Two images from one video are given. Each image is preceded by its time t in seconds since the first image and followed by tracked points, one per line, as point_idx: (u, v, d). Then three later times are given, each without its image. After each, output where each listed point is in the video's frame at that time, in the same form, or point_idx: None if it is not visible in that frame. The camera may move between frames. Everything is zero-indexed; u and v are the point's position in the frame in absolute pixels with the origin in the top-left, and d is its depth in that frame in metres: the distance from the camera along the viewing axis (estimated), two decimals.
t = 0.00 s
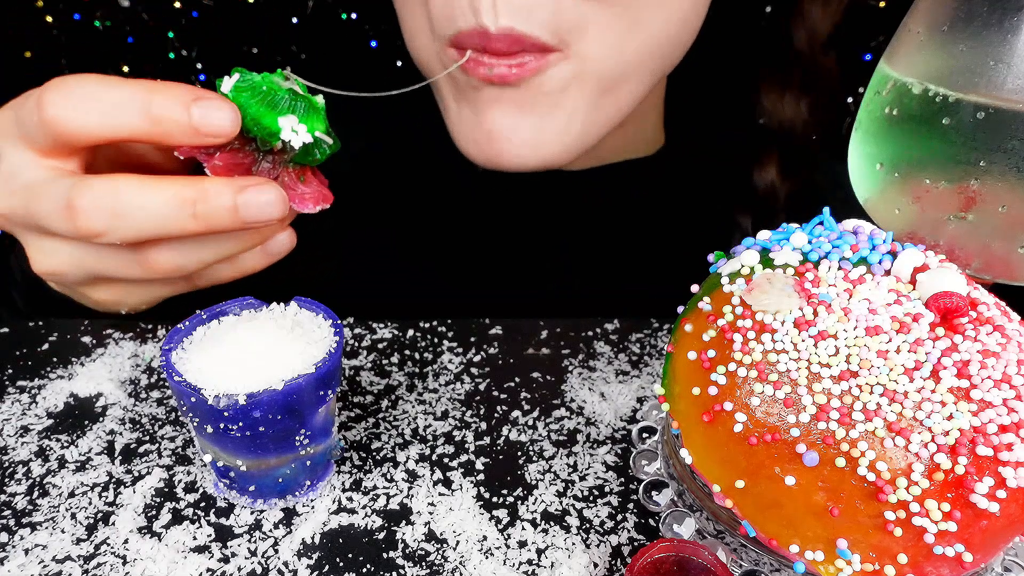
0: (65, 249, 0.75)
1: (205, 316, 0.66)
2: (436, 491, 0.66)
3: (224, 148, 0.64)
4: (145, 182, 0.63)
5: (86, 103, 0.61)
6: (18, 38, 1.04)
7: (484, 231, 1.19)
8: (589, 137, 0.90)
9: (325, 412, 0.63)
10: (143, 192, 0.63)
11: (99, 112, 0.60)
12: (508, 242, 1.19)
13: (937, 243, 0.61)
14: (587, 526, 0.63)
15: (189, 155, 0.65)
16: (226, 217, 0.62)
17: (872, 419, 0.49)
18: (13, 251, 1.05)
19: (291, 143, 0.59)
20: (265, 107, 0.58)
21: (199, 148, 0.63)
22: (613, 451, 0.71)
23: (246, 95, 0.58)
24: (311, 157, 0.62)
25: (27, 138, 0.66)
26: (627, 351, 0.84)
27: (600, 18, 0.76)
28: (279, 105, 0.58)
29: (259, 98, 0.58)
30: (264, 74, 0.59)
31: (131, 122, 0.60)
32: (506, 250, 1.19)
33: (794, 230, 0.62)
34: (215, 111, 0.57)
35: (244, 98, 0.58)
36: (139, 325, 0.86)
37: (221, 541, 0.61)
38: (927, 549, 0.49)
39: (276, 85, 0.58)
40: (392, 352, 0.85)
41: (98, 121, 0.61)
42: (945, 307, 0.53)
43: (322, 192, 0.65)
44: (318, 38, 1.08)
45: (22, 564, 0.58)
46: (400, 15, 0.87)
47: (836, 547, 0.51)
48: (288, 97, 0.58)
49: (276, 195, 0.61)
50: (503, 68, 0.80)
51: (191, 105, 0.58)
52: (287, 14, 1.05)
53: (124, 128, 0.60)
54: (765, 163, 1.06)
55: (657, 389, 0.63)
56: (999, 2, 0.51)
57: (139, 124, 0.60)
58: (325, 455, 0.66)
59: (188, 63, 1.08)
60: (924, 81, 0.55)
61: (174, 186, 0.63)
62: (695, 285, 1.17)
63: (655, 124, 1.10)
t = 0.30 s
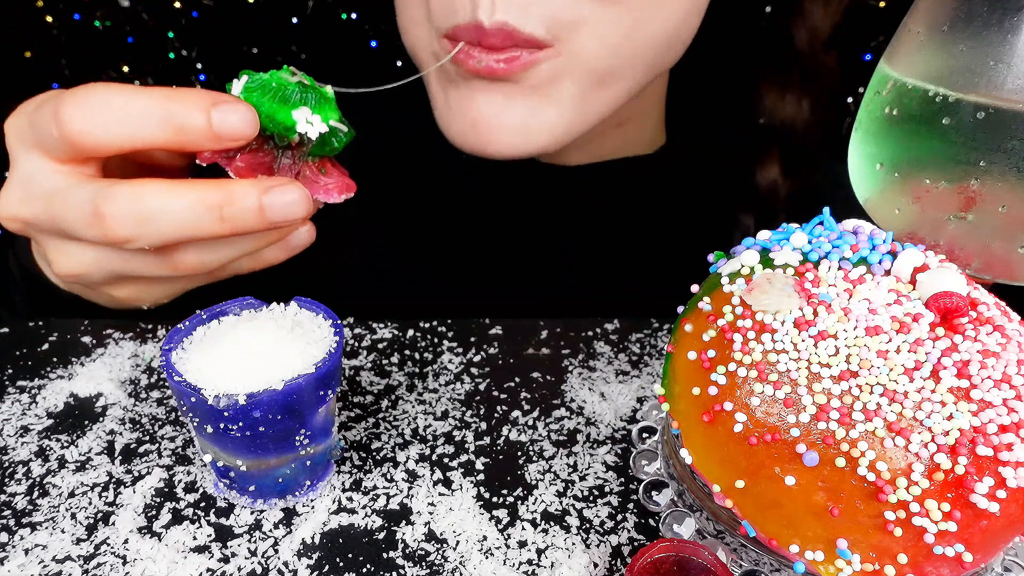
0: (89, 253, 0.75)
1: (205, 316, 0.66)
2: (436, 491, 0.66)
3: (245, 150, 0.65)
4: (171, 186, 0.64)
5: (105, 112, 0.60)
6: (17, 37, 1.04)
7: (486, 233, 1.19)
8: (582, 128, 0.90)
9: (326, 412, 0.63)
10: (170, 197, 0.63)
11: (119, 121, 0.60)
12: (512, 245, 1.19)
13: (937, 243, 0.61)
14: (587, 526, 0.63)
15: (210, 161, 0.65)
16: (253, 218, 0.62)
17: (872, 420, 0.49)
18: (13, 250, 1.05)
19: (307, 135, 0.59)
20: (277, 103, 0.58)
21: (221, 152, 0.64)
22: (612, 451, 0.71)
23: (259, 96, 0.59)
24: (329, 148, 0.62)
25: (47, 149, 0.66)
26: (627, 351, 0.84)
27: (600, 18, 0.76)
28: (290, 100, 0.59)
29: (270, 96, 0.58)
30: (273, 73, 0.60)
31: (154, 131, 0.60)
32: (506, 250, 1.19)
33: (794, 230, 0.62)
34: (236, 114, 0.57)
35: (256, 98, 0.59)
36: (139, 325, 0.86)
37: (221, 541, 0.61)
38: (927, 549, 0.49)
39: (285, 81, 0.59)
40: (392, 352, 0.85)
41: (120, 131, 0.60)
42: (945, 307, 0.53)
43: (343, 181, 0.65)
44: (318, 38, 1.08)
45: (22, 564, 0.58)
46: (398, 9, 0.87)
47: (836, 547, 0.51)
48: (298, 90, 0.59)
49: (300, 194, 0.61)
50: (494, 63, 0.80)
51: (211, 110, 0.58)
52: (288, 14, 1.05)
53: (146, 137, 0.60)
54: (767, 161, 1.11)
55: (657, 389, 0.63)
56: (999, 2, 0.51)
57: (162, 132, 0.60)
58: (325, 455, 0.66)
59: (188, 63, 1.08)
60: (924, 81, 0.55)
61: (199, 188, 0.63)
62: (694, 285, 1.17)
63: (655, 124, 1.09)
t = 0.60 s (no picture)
0: (76, 251, 0.75)
1: (205, 316, 0.66)
2: (436, 491, 0.66)
3: (234, 151, 0.66)
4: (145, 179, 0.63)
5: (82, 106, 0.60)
6: (18, 38, 1.04)
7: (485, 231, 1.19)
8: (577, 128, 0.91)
9: (325, 411, 0.63)
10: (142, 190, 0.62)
11: (96, 116, 0.60)
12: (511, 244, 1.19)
13: (937, 243, 0.61)
14: (587, 526, 0.63)
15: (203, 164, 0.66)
16: (225, 211, 0.61)
17: (872, 419, 0.49)
18: (13, 250, 1.05)
19: (296, 129, 0.60)
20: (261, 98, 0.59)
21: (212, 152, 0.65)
22: (612, 451, 0.71)
23: (243, 93, 0.60)
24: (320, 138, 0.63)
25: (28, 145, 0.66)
26: (627, 351, 0.84)
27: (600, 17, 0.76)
28: (275, 95, 0.59)
29: (254, 92, 0.59)
30: (253, 68, 0.60)
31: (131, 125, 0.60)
32: (507, 250, 1.19)
33: (794, 230, 0.62)
34: (216, 110, 0.57)
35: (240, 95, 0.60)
36: (139, 325, 0.86)
37: (221, 541, 0.61)
38: (927, 549, 0.49)
39: (267, 76, 0.59)
40: (392, 352, 0.85)
41: (100, 125, 0.60)
42: (945, 307, 0.53)
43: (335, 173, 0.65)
44: (318, 37, 1.08)
45: (22, 564, 0.58)
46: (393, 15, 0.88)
47: (836, 547, 0.51)
48: (282, 84, 0.59)
49: (274, 185, 0.60)
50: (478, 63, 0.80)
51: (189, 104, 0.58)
52: (287, 14, 1.05)
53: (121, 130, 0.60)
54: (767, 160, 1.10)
55: (657, 389, 0.63)
56: (999, 2, 0.51)
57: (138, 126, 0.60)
58: (325, 455, 0.66)
59: (188, 63, 1.08)
60: (924, 81, 0.55)
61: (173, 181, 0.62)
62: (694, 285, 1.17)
63: (654, 124, 1.10)
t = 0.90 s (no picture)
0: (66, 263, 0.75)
1: (205, 316, 0.66)
2: (436, 491, 0.66)
3: (222, 164, 0.66)
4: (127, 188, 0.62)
5: (67, 110, 0.60)
6: (18, 38, 1.04)
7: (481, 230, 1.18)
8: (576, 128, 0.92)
9: (324, 412, 0.63)
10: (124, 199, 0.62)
11: (78, 123, 0.59)
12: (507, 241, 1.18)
13: (937, 243, 0.61)
14: (587, 526, 0.63)
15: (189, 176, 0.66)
16: (210, 225, 0.61)
17: (872, 419, 0.49)
18: (13, 250, 1.05)
19: (283, 139, 0.61)
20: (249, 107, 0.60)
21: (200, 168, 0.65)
22: (613, 451, 0.71)
23: (230, 104, 0.61)
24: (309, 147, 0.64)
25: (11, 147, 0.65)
26: (627, 351, 0.84)
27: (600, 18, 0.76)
28: (262, 105, 0.60)
29: (242, 102, 0.60)
30: (241, 78, 0.62)
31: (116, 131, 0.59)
32: (507, 250, 1.19)
33: (794, 230, 0.62)
34: (213, 118, 0.57)
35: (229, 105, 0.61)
36: (139, 325, 0.86)
37: (221, 541, 0.61)
38: (927, 549, 0.49)
39: (253, 88, 0.61)
40: (392, 352, 0.85)
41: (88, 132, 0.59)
42: (945, 307, 0.53)
43: (321, 184, 0.65)
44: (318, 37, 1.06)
45: (22, 564, 0.58)
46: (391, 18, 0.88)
47: (835, 548, 0.51)
48: (268, 95, 0.61)
49: (263, 198, 0.60)
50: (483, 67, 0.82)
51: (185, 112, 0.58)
52: (287, 14, 1.04)
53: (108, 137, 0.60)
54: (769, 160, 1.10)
55: (657, 389, 0.63)
56: (999, 2, 0.51)
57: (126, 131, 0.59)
58: (325, 455, 0.66)
59: (188, 63, 1.08)
60: (924, 81, 0.55)
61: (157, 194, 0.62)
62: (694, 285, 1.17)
63: (655, 124, 1.10)
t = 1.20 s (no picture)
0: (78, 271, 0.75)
1: (205, 316, 0.66)
2: (436, 491, 0.66)
3: (235, 172, 0.66)
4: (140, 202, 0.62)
5: (71, 129, 0.59)
6: (18, 37, 1.04)
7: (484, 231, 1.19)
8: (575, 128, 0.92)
9: (325, 412, 0.63)
10: (137, 213, 0.61)
11: (89, 140, 0.59)
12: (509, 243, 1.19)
13: (937, 243, 0.61)
14: (587, 526, 0.63)
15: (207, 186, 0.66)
16: (227, 234, 0.60)
17: (872, 419, 0.49)
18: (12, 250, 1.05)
19: (287, 134, 0.61)
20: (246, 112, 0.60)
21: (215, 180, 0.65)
22: (613, 451, 0.71)
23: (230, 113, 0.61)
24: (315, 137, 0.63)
25: (17, 165, 0.65)
26: (627, 351, 0.84)
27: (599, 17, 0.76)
28: (258, 105, 0.60)
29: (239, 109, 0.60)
30: (232, 85, 0.62)
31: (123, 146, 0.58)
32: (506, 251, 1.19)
33: (794, 230, 0.62)
34: (218, 126, 0.56)
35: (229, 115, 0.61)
36: (139, 325, 0.86)
37: (221, 541, 0.61)
38: (927, 549, 0.49)
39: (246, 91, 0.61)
40: (392, 352, 0.85)
41: (97, 148, 0.59)
42: (945, 307, 0.53)
43: (337, 168, 0.65)
44: (318, 37, 1.08)
45: (22, 564, 0.58)
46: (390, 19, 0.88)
47: (835, 547, 0.51)
48: (262, 94, 0.60)
49: (278, 202, 0.60)
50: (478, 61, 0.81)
51: (189, 122, 0.57)
52: (288, 15, 1.05)
53: (116, 153, 0.59)
54: (769, 162, 1.06)
55: (657, 389, 0.63)
56: (1000, 2, 0.51)
57: (133, 146, 0.58)
58: (325, 455, 0.66)
59: (188, 63, 1.08)
60: (924, 81, 0.55)
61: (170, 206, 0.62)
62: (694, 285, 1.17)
63: (655, 124, 1.09)
